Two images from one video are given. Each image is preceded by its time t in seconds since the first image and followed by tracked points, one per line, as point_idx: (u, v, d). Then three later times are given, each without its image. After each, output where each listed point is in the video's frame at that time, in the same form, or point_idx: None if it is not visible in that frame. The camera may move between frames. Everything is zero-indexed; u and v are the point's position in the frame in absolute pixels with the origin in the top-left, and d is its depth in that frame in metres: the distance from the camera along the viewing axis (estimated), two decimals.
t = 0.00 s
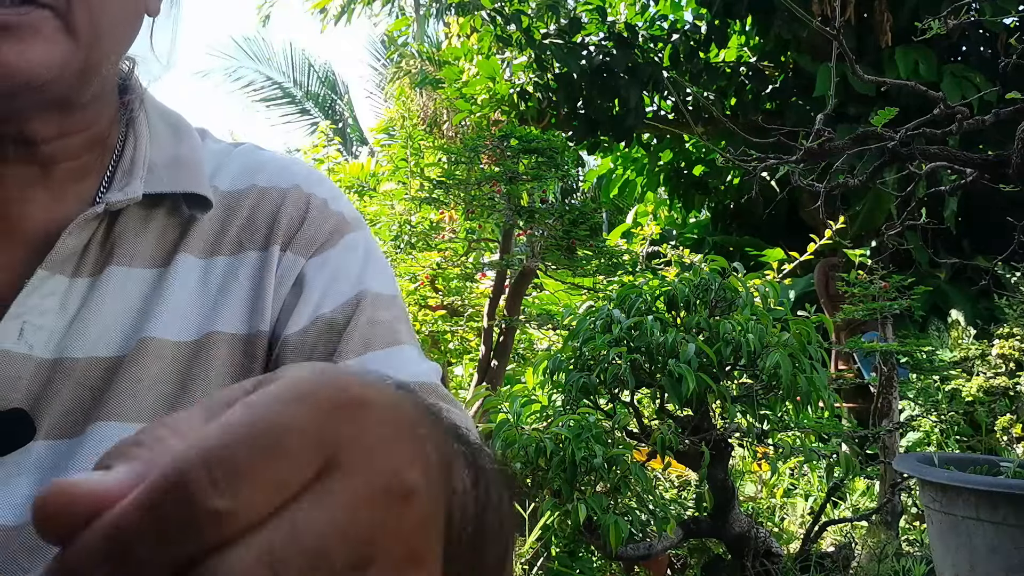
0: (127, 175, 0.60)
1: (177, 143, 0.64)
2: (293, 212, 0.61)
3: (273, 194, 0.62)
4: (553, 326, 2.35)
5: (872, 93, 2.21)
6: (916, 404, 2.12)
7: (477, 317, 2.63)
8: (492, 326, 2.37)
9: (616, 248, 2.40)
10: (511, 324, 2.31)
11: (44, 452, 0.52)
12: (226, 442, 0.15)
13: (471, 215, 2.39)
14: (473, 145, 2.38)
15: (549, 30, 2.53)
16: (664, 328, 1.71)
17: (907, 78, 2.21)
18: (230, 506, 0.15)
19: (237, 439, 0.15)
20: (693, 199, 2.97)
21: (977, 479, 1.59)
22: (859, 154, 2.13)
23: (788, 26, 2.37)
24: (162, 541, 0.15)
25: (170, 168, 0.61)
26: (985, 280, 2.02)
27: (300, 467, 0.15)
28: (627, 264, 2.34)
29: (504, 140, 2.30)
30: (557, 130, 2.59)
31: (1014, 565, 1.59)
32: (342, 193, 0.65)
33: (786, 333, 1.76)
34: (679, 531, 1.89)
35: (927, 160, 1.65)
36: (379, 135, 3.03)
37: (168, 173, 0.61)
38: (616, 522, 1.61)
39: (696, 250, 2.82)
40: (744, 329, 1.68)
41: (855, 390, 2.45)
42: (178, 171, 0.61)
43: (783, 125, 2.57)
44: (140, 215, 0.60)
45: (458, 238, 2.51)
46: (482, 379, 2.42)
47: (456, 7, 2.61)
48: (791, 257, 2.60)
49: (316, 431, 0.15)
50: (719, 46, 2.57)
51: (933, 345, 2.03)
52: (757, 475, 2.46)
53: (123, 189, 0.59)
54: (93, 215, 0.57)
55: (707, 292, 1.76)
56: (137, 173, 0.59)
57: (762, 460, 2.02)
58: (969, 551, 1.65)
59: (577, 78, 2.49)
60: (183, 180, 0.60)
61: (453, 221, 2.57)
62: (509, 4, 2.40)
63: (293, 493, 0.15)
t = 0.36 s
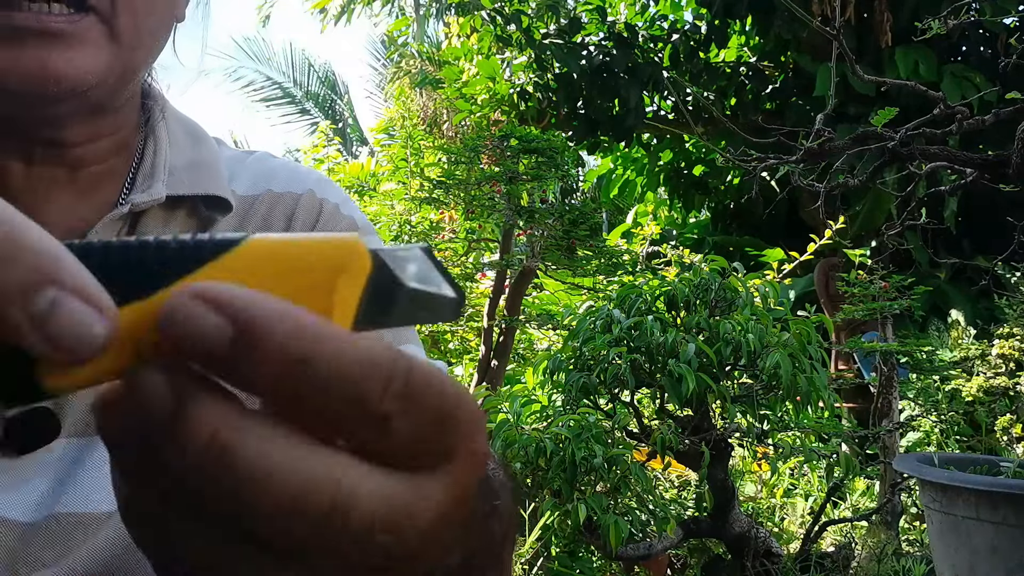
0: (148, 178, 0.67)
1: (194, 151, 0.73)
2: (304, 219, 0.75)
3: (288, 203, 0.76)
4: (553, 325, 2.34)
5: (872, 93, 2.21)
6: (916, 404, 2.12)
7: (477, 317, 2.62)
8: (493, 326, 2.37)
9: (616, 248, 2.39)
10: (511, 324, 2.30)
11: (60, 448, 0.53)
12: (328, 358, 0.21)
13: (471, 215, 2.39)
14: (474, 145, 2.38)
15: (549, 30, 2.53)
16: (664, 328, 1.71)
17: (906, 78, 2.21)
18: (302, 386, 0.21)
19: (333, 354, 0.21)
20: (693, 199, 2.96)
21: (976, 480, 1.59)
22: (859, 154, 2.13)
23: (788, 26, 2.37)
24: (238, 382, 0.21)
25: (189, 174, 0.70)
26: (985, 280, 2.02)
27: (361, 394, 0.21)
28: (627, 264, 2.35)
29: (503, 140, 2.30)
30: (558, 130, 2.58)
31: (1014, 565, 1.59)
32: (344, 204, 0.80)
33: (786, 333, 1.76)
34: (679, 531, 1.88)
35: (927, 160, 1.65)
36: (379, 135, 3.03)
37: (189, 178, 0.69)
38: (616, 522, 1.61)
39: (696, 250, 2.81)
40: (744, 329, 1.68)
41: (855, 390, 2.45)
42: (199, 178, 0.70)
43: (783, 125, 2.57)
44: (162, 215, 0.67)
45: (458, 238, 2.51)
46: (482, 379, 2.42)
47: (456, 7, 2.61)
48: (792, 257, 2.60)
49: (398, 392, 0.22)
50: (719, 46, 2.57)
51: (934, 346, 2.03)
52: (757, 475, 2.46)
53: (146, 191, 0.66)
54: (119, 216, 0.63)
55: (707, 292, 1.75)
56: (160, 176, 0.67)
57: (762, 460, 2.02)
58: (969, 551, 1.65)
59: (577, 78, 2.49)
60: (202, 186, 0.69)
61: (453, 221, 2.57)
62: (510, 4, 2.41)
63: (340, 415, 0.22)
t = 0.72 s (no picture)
0: (152, 180, 0.77)
1: (195, 154, 0.83)
2: (308, 218, 0.85)
3: (290, 203, 0.86)
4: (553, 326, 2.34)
5: (872, 93, 2.21)
6: (916, 404, 2.13)
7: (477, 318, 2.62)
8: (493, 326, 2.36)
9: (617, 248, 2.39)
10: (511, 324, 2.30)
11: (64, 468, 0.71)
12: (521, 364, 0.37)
13: (471, 215, 2.39)
14: (474, 145, 2.39)
15: (549, 30, 2.53)
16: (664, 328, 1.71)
17: (906, 79, 2.21)
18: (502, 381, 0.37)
19: (530, 363, 0.37)
20: (693, 199, 2.96)
21: (976, 479, 1.59)
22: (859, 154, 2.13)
23: (789, 25, 2.37)
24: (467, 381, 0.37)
25: (191, 174, 0.79)
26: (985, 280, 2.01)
27: (538, 385, 0.38)
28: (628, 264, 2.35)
29: (503, 140, 2.30)
30: (558, 130, 2.57)
31: (1014, 565, 1.59)
32: (346, 202, 0.90)
33: (786, 333, 1.76)
34: (679, 531, 1.88)
35: (927, 160, 1.65)
36: (379, 135, 3.03)
37: (190, 178, 0.79)
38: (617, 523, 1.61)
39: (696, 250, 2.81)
40: (744, 330, 1.68)
41: (855, 390, 2.45)
42: (201, 180, 0.79)
43: (783, 125, 2.57)
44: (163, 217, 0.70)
45: (457, 238, 2.51)
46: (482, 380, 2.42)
47: (456, 6, 2.61)
48: (791, 258, 2.60)
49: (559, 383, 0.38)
50: (719, 46, 2.56)
51: (934, 346, 2.03)
52: (757, 475, 2.46)
53: (149, 191, 0.76)
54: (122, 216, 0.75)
55: (707, 292, 1.75)
56: (161, 178, 0.76)
57: (762, 460, 2.02)
58: (969, 551, 1.65)
59: (577, 78, 2.47)
60: (203, 186, 0.78)
61: (453, 221, 2.57)
62: (509, 4, 2.42)
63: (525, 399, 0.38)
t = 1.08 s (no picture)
0: (149, 175, 0.78)
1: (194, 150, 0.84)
2: (306, 215, 0.87)
3: (288, 200, 0.88)
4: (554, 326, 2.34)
5: (872, 93, 2.21)
6: (916, 404, 2.12)
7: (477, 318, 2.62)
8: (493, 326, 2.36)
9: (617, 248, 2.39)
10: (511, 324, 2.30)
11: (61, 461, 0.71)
12: (554, 375, 0.37)
13: (471, 215, 2.39)
14: (474, 145, 2.40)
15: (549, 30, 2.53)
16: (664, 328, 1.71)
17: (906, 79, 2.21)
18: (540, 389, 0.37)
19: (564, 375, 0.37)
20: (693, 199, 2.96)
21: (976, 479, 1.59)
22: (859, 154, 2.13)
23: (789, 25, 2.37)
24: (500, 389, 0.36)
25: (189, 171, 0.80)
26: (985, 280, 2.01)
27: (568, 397, 0.38)
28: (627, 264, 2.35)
29: (503, 140, 2.30)
30: (558, 130, 2.58)
31: (1014, 564, 1.60)
32: (344, 200, 0.91)
33: (786, 333, 1.76)
34: (679, 531, 1.89)
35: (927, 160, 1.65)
36: (379, 135, 3.04)
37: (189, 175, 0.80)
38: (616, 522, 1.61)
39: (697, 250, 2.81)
40: (744, 330, 1.68)
41: (855, 390, 2.45)
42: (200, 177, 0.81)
43: (783, 125, 2.57)
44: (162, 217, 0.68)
45: (457, 239, 2.50)
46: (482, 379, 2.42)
47: (456, 7, 2.61)
48: (791, 258, 2.60)
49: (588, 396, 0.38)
50: (719, 46, 2.56)
51: (934, 346, 2.03)
52: (757, 475, 2.46)
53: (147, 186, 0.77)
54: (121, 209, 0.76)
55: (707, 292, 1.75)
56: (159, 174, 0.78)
57: (761, 460, 2.02)
58: (969, 551, 1.65)
59: (577, 78, 2.47)
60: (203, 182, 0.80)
61: (453, 221, 2.56)
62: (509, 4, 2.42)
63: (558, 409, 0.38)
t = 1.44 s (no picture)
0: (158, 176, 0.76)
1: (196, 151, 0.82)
2: (307, 216, 0.86)
3: (290, 200, 0.87)
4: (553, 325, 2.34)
5: (871, 93, 2.22)
6: (916, 404, 2.12)
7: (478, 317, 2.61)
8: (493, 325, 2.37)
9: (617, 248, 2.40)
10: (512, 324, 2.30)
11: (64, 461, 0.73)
12: (553, 336, 0.38)
13: (471, 215, 2.39)
14: (474, 145, 2.40)
15: (549, 30, 2.53)
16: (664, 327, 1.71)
17: (906, 79, 2.21)
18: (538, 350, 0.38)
19: (563, 336, 0.38)
20: (693, 199, 2.96)
21: (976, 479, 1.59)
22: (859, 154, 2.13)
23: (788, 25, 2.37)
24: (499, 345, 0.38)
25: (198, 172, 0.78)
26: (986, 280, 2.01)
27: (565, 359, 0.39)
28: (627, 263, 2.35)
29: (503, 140, 2.30)
30: (558, 131, 2.58)
31: (1013, 565, 1.60)
32: (345, 202, 0.91)
33: (786, 333, 1.76)
34: (679, 531, 1.88)
35: (927, 160, 1.65)
36: (378, 135, 3.03)
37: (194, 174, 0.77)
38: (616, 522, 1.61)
39: (697, 250, 2.81)
40: (744, 330, 1.68)
41: (855, 390, 2.45)
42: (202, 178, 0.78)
43: (783, 125, 2.57)
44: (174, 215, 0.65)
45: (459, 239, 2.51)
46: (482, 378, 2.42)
47: (456, 6, 2.61)
48: (791, 258, 2.60)
49: (583, 360, 0.40)
50: (719, 46, 2.56)
51: (934, 345, 2.03)
52: (757, 475, 2.46)
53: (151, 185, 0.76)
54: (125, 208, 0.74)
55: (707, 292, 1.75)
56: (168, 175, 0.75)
57: (762, 460, 2.02)
58: (969, 551, 1.65)
59: (577, 78, 2.47)
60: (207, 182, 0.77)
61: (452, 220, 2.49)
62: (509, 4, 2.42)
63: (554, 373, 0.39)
